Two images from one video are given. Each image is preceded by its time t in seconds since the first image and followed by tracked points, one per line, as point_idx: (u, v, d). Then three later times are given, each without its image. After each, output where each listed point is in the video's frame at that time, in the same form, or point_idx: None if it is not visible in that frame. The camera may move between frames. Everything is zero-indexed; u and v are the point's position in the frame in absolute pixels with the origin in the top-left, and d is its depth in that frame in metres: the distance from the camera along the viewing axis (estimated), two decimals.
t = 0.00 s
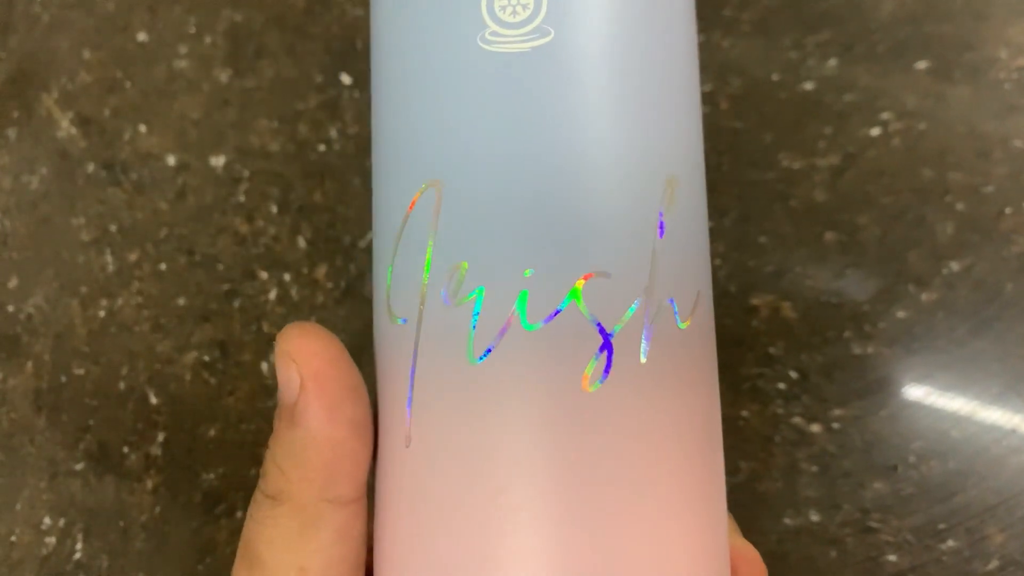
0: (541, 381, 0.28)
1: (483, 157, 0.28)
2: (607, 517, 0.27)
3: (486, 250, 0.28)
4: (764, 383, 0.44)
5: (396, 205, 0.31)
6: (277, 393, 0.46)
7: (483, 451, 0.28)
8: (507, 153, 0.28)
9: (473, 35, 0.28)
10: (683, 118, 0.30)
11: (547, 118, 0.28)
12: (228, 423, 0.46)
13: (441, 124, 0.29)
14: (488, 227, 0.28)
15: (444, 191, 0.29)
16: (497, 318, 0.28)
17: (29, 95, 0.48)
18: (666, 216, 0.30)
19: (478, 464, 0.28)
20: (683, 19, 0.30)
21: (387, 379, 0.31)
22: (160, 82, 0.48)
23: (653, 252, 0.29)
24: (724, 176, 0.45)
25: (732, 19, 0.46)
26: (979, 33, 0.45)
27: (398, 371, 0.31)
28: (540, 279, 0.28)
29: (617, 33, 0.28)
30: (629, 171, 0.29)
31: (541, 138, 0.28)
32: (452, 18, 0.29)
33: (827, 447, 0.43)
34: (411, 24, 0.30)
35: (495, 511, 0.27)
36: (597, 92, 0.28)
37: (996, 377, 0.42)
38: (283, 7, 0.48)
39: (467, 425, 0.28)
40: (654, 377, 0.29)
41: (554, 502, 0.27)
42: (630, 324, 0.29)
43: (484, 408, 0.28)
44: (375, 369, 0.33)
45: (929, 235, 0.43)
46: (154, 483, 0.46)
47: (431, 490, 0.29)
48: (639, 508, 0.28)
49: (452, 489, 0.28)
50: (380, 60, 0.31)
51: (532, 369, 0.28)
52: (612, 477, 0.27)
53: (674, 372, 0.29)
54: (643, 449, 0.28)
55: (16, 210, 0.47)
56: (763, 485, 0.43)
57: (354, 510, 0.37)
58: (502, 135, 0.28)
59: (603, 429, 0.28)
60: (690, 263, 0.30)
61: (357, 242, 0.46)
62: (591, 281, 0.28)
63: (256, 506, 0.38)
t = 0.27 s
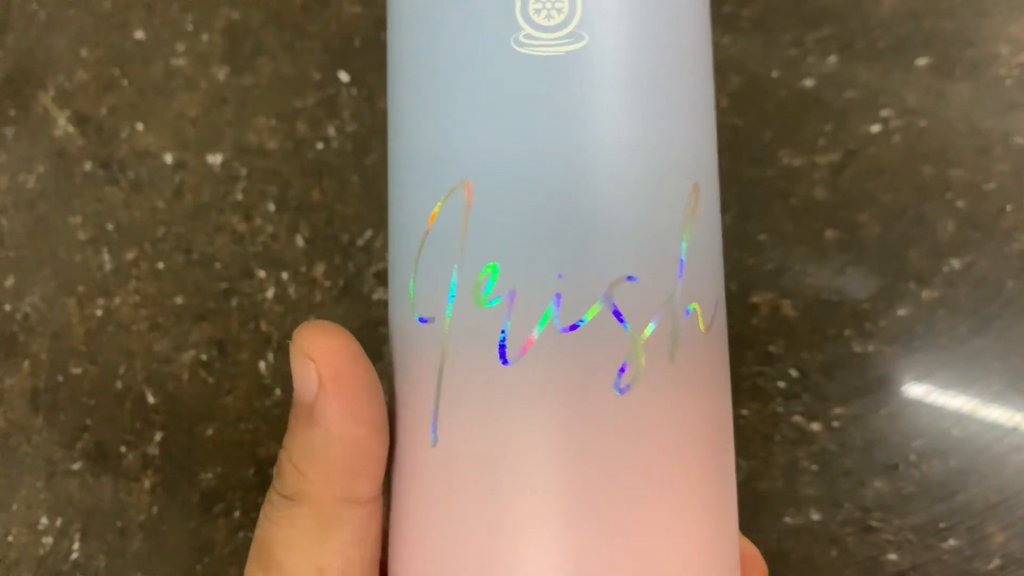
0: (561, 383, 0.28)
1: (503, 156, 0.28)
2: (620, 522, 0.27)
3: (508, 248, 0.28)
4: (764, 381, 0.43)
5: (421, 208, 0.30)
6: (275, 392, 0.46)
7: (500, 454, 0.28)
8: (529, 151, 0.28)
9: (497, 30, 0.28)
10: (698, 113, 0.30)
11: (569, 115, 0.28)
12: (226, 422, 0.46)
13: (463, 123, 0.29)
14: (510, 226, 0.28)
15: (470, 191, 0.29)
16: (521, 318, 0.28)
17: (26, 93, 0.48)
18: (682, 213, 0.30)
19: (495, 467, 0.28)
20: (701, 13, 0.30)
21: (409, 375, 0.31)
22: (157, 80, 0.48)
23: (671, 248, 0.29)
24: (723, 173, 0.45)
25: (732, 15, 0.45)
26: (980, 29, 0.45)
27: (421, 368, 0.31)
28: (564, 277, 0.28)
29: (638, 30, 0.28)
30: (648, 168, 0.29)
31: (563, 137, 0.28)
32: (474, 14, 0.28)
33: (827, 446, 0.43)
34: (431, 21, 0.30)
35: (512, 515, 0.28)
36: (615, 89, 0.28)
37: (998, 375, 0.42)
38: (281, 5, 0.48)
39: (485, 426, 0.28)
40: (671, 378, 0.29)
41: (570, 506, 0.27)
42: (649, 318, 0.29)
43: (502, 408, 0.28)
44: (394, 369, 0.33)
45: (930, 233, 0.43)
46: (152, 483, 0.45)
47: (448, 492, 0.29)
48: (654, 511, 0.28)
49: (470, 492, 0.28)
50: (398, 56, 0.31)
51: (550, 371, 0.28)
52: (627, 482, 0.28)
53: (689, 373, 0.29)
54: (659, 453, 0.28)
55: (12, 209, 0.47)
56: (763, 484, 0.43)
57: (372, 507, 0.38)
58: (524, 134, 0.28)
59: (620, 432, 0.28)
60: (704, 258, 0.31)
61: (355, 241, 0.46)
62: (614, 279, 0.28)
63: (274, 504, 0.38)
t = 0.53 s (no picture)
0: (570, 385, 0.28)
1: (519, 161, 0.29)
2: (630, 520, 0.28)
3: (524, 253, 0.29)
4: (764, 381, 0.43)
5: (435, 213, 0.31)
6: (275, 392, 0.46)
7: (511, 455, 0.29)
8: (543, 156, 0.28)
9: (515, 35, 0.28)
10: (701, 120, 0.31)
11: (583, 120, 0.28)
12: (227, 422, 0.46)
13: (479, 128, 0.29)
14: (526, 231, 0.29)
15: (494, 202, 0.29)
16: (540, 323, 0.29)
17: (26, 93, 0.48)
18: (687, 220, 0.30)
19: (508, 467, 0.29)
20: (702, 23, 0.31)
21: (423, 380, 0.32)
22: (157, 80, 0.48)
23: (678, 255, 0.30)
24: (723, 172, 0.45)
25: (732, 14, 0.45)
26: (980, 28, 0.45)
27: (435, 373, 0.31)
28: (580, 282, 0.28)
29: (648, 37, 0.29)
30: (657, 174, 0.29)
31: (578, 142, 0.28)
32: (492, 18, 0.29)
33: (827, 445, 0.43)
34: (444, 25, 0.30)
35: (525, 518, 0.28)
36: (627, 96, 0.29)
37: (998, 374, 0.42)
38: (281, 4, 0.48)
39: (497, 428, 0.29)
40: (676, 380, 0.30)
41: (582, 506, 0.28)
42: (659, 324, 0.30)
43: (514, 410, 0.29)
44: (405, 375, 0.33)
45: (930, 232, 0.43)
46: (152, 483, 0.45)
47: (461, 493, 0.30)
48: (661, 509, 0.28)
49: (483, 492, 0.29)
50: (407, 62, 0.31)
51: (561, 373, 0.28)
52: (635, 482, 0.28)
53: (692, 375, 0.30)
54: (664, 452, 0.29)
55: (12, 209, 0.47)
56: (764, 483, 0.43)
57: (393, 509, 0.37)
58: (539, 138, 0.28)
59: (628, 433, 0.28)
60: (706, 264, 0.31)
61: (355, 241, 0.47)
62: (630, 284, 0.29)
63: (292, 506, 0.39)
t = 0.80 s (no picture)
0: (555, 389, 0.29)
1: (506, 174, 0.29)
2: (617, 519, 0.29)
3: (513, 262, 0.30)
4: (761, 380, 0.44)
5: (424, 224, 0.31)
6: (277, 393, 0.46)
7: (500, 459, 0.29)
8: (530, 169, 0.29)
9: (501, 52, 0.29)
10: (678, 131, 0.32)
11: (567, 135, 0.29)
12: (229, 422, 0.46)
13: (466, 141, 0.30)
14: (516, 242, 0.29)
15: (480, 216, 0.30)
16: (529, 330, 0.30)
17: (29, 97, 0.48)
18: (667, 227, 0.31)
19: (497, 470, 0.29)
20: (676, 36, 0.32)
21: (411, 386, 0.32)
22: (159, 83, 0.48)
23: (661, 261, 0.31)
24: (720, 174, 0.45)
25: (730, 17, 0.46)
26: (977, 29, 0.45)
27: (425, 380, 0.32)
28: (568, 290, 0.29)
29: (628, 53, 0.30)
30: (639, 185, 0.30)
31: (562, 155, 0.29)
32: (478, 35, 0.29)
33: (824, 444, 0.43)
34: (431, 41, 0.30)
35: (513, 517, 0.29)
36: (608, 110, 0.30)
37: (994, 373, 0.43)
38: (282, 7, 0.48)
39: (485, 432, 0.30)
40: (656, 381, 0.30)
41: (570, 509, 0.29)
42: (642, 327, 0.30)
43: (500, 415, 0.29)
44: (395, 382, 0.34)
45: (926, 233, 0.44)
46: (155, 483, 0.46)
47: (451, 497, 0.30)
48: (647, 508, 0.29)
49: (472, 496, 0.30)
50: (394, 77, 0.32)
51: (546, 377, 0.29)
52: (621, 484, 0.29)
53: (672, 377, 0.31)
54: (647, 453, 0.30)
55: (16, 212, 0.48)
56: (760, 482, 0.43)
57: (387, 500, 0.38)
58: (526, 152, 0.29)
59: (610, 435, 0.29)
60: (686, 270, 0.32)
61: (356, 242, 0.47)
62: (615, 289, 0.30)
63: (293, 501, 0.39)
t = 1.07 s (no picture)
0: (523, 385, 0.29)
1: (454, 156, 0.30)
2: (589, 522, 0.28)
3: (473, 258, 0.29)
4: (761, 380, 0.44)
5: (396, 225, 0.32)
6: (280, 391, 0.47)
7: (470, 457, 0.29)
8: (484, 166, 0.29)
9: (456, 54, 0.30)
10: (649, 124, 0.31)
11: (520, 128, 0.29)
12: (233, 421, 0.46)
13: (427, 142, 0.30)
14: (462, 222, 0.30)
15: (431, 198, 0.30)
16: (477, 314, 0.29)
17: (35, 99, 0.49)
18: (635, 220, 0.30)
19: (466, 470, 0.29)
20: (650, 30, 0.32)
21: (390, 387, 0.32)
22: (164, 85, 0.49)
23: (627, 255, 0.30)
24: (720, 174, 0.45)
25: (729, 18, 0.47)
26: (975, 31, 0.46)
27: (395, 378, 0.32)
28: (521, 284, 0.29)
29: (586, 44, 0.29)
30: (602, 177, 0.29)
31: (518, 150, 0.29)
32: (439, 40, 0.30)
33: (823, 443, 0.43)
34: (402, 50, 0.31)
35: (465, 493, 0.28)
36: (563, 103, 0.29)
37: (992, 372, 0.43)
38: (286, 10, 0.49)
39: (455, 429, 0.29)
40: (633, 379, 0.29)
41: (528, 493, 0.28)
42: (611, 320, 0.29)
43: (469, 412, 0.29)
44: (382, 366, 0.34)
45: (925, 233, 0.44)
46: (159, 481, 0.46)
47: (422, 497, 0.30)
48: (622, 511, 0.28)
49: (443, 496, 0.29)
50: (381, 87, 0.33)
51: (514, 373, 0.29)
52: (584, 468, 0.28)
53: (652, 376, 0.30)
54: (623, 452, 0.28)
55: (22, 213, 0.48)
56: (761, 480, 0.44)
57: (366, 475, 0.38)
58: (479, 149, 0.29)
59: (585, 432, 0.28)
60: (662, 266, 0.31)
61: (358, 242, 0.47)
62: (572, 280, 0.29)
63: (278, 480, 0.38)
